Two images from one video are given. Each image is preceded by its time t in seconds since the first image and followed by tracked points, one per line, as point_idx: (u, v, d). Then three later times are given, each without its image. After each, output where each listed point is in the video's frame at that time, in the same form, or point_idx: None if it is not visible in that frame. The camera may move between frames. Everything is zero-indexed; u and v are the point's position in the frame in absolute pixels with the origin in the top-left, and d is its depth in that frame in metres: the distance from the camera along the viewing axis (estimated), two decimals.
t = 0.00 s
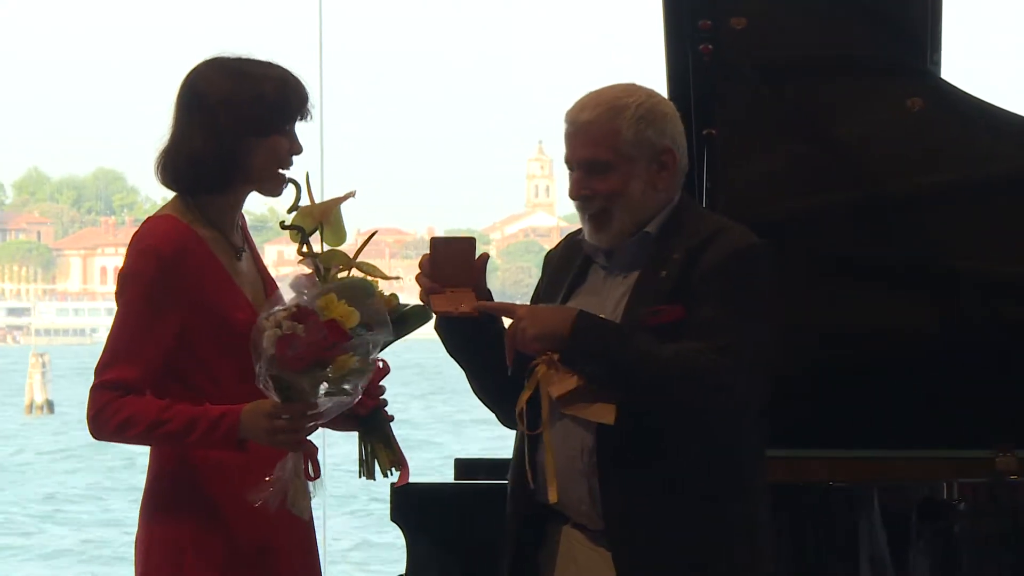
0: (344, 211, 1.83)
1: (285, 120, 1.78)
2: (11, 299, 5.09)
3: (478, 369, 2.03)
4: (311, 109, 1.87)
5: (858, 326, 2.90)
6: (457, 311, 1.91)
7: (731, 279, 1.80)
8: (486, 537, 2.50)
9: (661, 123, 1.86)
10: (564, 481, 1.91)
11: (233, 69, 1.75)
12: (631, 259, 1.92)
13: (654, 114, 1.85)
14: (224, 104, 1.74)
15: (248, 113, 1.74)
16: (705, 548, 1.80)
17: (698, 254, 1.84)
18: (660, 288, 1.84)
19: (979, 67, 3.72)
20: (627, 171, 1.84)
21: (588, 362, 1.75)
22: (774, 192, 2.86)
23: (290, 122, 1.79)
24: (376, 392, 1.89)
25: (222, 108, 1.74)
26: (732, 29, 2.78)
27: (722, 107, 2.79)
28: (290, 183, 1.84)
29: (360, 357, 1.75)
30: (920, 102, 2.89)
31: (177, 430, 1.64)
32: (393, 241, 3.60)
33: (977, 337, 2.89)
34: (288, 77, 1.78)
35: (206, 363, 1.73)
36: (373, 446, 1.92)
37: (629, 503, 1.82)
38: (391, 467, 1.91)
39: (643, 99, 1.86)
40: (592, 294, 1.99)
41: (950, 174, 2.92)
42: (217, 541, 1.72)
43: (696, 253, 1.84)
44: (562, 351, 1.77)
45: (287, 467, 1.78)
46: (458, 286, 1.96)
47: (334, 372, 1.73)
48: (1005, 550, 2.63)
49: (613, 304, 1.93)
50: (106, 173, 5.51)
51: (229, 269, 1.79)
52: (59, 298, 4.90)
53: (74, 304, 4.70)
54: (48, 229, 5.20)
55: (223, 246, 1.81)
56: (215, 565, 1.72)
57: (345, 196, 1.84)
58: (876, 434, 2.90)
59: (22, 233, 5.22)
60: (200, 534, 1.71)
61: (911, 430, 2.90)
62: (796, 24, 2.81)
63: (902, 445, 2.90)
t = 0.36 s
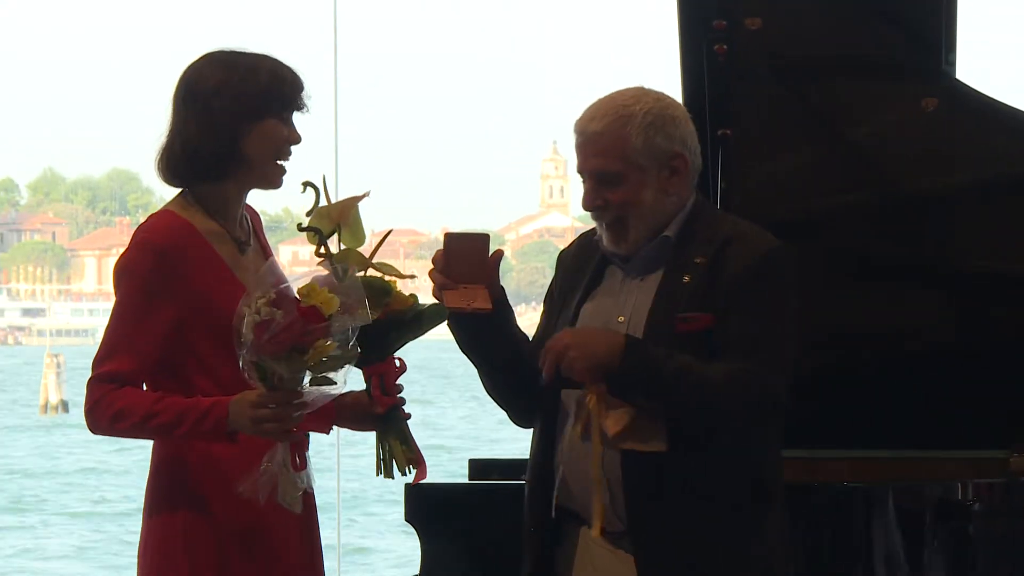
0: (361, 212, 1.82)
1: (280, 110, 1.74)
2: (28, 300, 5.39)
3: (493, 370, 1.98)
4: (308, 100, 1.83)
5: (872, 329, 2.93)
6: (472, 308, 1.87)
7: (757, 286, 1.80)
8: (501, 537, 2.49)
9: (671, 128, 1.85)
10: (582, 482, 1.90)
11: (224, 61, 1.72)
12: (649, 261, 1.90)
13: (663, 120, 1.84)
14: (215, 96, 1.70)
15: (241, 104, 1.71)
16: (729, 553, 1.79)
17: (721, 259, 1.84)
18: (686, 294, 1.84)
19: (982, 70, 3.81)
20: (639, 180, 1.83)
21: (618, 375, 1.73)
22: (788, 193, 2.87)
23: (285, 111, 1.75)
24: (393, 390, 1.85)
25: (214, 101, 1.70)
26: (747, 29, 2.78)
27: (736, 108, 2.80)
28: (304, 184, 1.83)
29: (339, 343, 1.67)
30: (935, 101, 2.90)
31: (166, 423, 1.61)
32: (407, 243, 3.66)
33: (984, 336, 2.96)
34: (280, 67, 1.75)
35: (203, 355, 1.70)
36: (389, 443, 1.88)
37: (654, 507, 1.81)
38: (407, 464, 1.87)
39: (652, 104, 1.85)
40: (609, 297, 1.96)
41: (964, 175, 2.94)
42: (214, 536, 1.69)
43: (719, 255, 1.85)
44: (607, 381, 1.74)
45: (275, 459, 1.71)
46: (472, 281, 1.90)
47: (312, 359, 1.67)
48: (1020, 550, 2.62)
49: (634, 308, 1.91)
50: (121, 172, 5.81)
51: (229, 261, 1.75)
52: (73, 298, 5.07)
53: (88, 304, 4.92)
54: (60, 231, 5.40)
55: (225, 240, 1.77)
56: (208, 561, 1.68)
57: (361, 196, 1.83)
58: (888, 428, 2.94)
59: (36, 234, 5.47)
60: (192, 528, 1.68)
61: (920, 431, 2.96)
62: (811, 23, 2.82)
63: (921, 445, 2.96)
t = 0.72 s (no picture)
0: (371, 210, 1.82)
1: (281, 112, 1.73)
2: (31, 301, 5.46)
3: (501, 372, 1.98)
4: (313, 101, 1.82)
5: (876, 329, 2.93)
6: (477, 309, 1.87)
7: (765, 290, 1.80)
8: (504, 537, 2.49)
9: (683, 128, 1.85)
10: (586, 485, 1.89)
11: (226, 61, 1.71)
12: (658, 261, 1.91)
13: (676, 120, 1.84)
14: (216, 97, 1.70)
15: (241, 106, 1.70)
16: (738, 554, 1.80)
17: (731, 260, 1.85)
18: (696, 296, 1.84)
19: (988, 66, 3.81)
20: (647, 178, 1.83)
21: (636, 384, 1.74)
22: (790, 194, 2.87)
23: (288, 114, 1.74)
24: (396, 392, 1.84)
25: (214, 102, 1.70)
26: (750, 29, 2.78)
27: (739, 109, 2.80)
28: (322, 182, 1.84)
29: (341, 349, 1.67)
30: (938, 100, 2.90)
31: (173, 425, 1.62)
32: (410, 242, 3.68)
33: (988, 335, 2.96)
34: (284, 69, 1.74)
35: (207, 357, 1.70)
36: (392, 445, 1.88)
37: (662, 508, 1.81)
38: (410, 466, 1.88)
39: (665, 103, 1.85)
40: (616, 299, 1.96)
41: (968, 176, 2.93)
42: (224, 538, 1.68)
43: (730, 254, 1.85)
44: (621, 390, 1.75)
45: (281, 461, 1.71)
46: (477, 281, 1.90)
47: (313, 365, 1.66)
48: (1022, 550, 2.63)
49: (643, 310, 1.91)
50: (125, 173, 5.91)
51: (232, 262, 1.75)
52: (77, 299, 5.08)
53: (92, 303, 4.98)
54: (64, 230, 5.43)
55: (227, 241, 1.77)
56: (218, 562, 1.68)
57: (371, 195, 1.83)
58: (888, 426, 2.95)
59: (39, 235, 5.54)
60: (199, 530, 1.67)
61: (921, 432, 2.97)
62: (814, 23, 2.82)
63: (924, 445, 2.97)
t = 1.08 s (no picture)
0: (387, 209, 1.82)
1: (296, 113, 1.73)
2: (34, 301, 5.57)
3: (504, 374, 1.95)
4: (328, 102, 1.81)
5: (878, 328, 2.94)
6: (479, 310, 1.85)
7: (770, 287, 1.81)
8: (506, 538, 2.49)
9: (690, 134, 1.82)
10: (592, 485, 1.89)
11: (242, 61, 1.72)
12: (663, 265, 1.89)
13: (684, 127, 1.81)
14: (231, 98, 1.70)
15: (256, 106, 1.70)
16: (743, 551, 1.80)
17: (733, 261, 1.85)
18: (698, 298, 1.85)
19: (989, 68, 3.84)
20: (669, 190, 1.80)
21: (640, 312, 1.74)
22: (794, 194, 2.88)
23: (303, 114, 1.75)
24: (406, 391, 1.87)
25: (230, 102, 1.70)
26: (754, 29, 2.80)
27: (742, 108, 2.81)
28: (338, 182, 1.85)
29: (361, 347, 1.68)
30: (941, 101, 2.94)
31: (189, 424, 1.62)
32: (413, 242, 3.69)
33: (991, 334, 2.96)
34: (299, 68, 1.74)
35: (223, 355, 1.70)
36: (401, 446, 1.91)
37: (666, 509, 1.80)
38: (417, 466, 1.90)
39: (672, 112, 1.82)
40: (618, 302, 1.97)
41: (971, 176, 2.95)
42: (238, 536, 1.69)
43: (732, 257, 1.85)
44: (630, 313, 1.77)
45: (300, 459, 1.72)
46: (481, 283, 1.88)
47: (336, 361, 1.67)
48: None
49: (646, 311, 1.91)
50: (127, 174, 6.03)
51: (247, 262, 1.75)
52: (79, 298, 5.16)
53: (95, 304, 5.00)
54: (66, 230, 5.47)
55: (243, 241, 1.77)
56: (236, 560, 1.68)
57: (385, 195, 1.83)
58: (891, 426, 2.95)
59: (42, 235, 5.59)
60: (217, 528, 1.68)
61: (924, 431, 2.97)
62: (818, 24, 2.85)
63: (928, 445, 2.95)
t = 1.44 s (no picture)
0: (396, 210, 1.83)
1: (311, 114, 1.73)
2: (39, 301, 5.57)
3: (506, 373, 1.97)
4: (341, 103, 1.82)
5: (883, 327, 2.94)
6: (485, 313, 1.89)
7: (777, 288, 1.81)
8: (511, 539, 2.49)
9: (686, 131, 1.84)
10: (593, 486, 1.87)
11: (257, 61, 1.72)
12: (665, 266, 1.89)
13: (679, 123, 1.82)
14: (246, 99, 1.70)
15: (270, 107, 1.70)
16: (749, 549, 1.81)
17: (734, 265, 1.85)
18: (699, 299, 1.84)
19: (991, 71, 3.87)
20: (662, 186, 1.82)
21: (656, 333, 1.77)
22: (798, 194, 2.90)
23: (318, 115, 1.75)
24: (413, 392, 1.85)
25: (245, 102, 1.70)
26: (758, 30, 2.82)
27: (746, 109, 2.83)
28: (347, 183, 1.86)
29: (393, 343, 1.69)
30: (945, 101, 2.94)
31: (210, 421, 1.62)
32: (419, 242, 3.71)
33: (995, 334, 2.96)
34: (313, 69, 1.74)
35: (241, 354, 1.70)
36: (408, 447, 1.89)
37: (671, 509, 1.80)
38: (424, 468, 1.88)
39: (665, 109, 1.82)
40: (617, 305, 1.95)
41: (975, 176, 2.96)
42: (251, 534, 1.69)
43: (733, 259, 1.85)
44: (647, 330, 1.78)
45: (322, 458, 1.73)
46: (484, 286, 1.92)
47: (365, 359, 1.68)
48: None
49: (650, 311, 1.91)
50: (134, 173, 6.06)
51: (266, 260, 1.76)
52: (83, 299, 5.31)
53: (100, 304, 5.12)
54: (71, 230, 5.47)
55: (261, 238, 1.77)
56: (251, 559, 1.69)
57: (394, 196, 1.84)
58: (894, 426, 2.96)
59: (47, 235, 5.51)
60: (231, 526, 1.68)
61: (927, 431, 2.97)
62: (821, 25, 2.87)
63: (932, 445, 2.95)
